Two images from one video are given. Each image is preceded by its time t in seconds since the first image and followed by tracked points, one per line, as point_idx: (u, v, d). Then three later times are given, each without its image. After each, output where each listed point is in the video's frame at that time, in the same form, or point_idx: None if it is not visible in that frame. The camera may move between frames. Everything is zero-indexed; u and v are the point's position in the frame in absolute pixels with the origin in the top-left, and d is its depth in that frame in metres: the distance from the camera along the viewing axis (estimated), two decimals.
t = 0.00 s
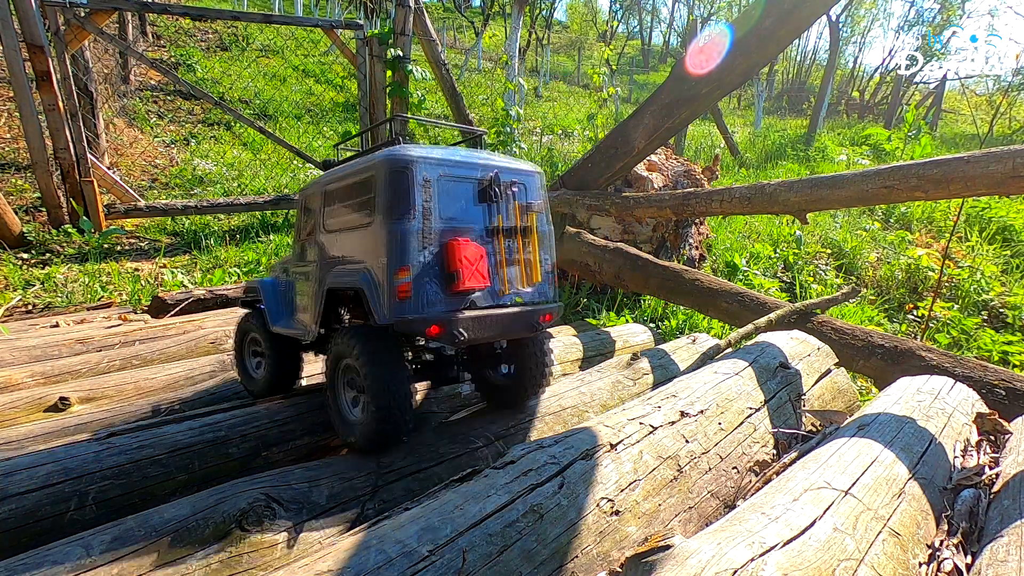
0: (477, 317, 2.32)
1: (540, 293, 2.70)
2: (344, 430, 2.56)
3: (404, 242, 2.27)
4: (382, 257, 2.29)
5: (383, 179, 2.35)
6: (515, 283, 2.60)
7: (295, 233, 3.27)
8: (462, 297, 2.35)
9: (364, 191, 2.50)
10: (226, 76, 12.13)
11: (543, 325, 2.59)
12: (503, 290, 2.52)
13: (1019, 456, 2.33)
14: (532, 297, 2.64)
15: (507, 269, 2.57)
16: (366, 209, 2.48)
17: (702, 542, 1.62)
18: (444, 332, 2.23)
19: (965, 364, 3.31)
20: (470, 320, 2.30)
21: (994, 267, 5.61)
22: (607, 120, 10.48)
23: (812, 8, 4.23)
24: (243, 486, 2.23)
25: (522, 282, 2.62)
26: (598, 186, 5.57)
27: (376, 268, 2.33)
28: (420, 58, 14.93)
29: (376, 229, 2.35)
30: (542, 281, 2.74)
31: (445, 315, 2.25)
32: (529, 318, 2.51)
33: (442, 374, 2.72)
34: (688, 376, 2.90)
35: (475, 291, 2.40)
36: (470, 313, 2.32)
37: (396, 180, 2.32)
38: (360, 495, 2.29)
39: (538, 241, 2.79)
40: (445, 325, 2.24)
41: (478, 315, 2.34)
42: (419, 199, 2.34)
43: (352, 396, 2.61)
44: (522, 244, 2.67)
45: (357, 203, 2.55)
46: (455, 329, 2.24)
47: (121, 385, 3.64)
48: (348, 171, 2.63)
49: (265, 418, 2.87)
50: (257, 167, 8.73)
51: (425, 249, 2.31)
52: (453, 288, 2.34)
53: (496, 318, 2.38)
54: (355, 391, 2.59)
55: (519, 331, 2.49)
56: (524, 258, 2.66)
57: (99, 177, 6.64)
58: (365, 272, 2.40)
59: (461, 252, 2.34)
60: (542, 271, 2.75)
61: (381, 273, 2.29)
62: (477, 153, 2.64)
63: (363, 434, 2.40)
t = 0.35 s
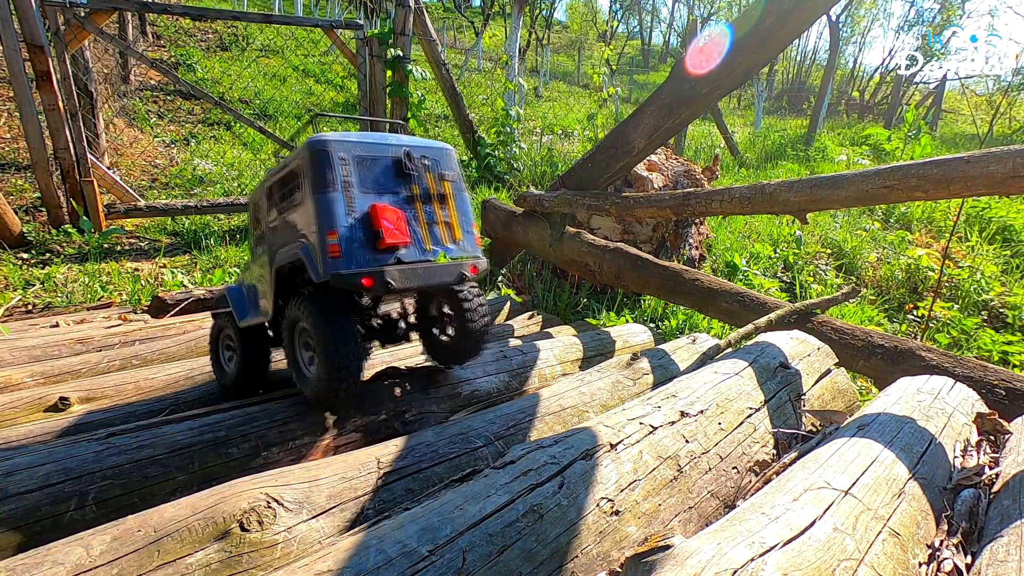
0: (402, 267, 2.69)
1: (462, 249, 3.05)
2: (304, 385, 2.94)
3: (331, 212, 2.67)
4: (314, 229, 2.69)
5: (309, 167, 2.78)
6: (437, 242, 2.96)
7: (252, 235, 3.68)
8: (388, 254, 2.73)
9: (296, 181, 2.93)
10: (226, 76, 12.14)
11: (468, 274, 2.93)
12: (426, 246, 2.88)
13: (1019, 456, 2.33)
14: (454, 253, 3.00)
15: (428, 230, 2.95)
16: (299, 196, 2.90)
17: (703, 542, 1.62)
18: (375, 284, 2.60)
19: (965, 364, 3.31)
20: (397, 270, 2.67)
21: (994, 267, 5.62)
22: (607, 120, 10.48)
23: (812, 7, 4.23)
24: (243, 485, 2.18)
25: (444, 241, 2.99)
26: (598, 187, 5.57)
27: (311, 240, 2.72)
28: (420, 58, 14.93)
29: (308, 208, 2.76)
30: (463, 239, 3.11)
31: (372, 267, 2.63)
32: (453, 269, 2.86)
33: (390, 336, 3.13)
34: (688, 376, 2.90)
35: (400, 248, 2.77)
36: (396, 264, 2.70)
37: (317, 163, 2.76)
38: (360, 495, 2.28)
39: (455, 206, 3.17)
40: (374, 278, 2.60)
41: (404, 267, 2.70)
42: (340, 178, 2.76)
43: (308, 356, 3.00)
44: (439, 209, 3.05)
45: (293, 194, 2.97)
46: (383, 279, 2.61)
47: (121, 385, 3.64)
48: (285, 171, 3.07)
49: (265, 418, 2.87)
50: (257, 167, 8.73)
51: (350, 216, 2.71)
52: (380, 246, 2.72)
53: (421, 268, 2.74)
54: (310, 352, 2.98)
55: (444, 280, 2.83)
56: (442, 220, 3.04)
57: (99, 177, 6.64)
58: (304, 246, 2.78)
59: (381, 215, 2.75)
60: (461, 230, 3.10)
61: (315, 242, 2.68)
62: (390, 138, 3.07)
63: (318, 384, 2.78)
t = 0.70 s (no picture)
0: (407, 279, 2.76)
1: (466, 264, 3.10)
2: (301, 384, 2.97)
3: (345, 218, 2.69)
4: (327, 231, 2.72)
5: (327, 169, 2.78)
6: (444, 256, 3.00)
7: (262, 225, 3.74)
8: (396, 264, 2.77)
9: (312, 180, 2.94)
10: (226, 76, 12.16)
11: (468, 290, 3.01)
12: (432, 259, 2.94)
13: (1019, 455, 2.33)
14: (459, 268, 3.05)
15: (436, 243, 2.98)
16: (314, 195, 2.92)
17: (702, 542, 1.62)
18: (380, 292, 2.67)
19: (965, 364, 3.31)
20: (402, 281, 2.73)
21: (994, 267, 5.62)
22: (607, 120, 10.49)
23: (812, 8, 4.23)
24: (243, 485, 2.18)
25: (450, 256, 3.03)
26: (598, 187, 5.58)
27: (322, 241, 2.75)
28: (420, 58, 14.93)
29: (323, 209, 2.78)
30: (469, 254, 3.14)
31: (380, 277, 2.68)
32: (455, 283, 2.93)
33: (385, 340, 3.10)
34: (688, 376, 2.90)
35: (407, 259, 2.82)
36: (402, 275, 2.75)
37: (337, 169, 2.75)
38: (360, 495, 2.28)
39: (464, 221, 3.19)
40: (379, 285, 2.67)
41: (408, 278, 2.77)
42: (357, 185, 2.76)
43: (307, 355, 3.04)
44: (450, 224, 3.08)
45: (308, 191, 2.99)
46: (389, 288, 2.68)
47: (121, 385, 3.64)
48: (301, 166, 3.08)
49: (265, 419, 2.86)
50: (256, 167, 8.73)
51: (364, 224, 2.74)
52: (388, 256, 2.76)
53: (424, 281, 2.81)
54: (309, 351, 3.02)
55: (444, 294, 2.90)
56: (451, 235, 3.07)
57: (99, 176, 6.65)
58: (314, 245, 2.82)
59: (394, 227, 2.77)
60: (468, 245, 3.14)
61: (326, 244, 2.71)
62: (407, 149, 3.06)
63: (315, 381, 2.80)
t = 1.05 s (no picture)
0: (405, 278, 2.76)
1: (464, 264, 3.11)
2: (300, 383, 2.97)
3: (343, 217, 2.69)
4: (326, 230, 2.72)
5: (326, 169, 2.77)
6: (442, 256, 3.01)
7: (260, 225, 3.74)
8: (394, 263, 2.78)
9: (311, 179, 2.94)
10: (226, 76, 12.18)
11: (466, 290, 3.01)
12: (430, 259, 2.94)
13: (1019, 455, 2.33)
14: (456, 268, 3.05)
15: (433, 242, 2.99)
16: (313, 194, 2.91)
17: (702, 542, 1.62)
18: (379, 291, 2.67)
19: (965, 364, 3.31)
20: (400, 280, 2.73)
21: (994, 267, 5.62)
22: (607, 120, 10.49)
23: (812, 8, 4.23)
24: (243, 485, 2.18)
25: (448, 257, 3.03)
26: (598, 187, 5.58)
27: (321, 240, 2.76)
28: (420, 58, 14.94)
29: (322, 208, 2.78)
30: (466, 255, 3.15)
31: (379, 276, 2.68)
32: (453, 283, 2.93)
33: (383, 339, 3.11)
34: (688, 376, 2.90)
35: (405, 259, 2.82)
36: (400, 275, 2.76)
37: (335, 169, 2.74)
38: (360, 495, 2.28)
39: (462, 221, 3.19)
40: (378, 284, 2.67)
41: (406, 278, 2.77)
42: (356, 185, 2.76)
43: (305, 355, 3.04)
44: (447, 225, 3.07)
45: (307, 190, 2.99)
46: (387, 287, 2.68)
47: (121, 385, 3.63)
48: (299, 165, 3.07)
49: (265, 419, 2.85)
50: (256, 167, 8.73)
51: (362, 224, 2.74)
52: (387, 256, 2.76)
53: (422, 280, 2.81)
54: (308, 351, 3.03)
55: (443, 293, 2.90)
56: (449, 235, 3.07)
57: (99, 177, 6.65)
58: (313, 244, 2.82)
59: (392, 226, 2.77)
60: (465, 246, 3.14)
61: (326, 243, 2.71)
62: (405, 150, 3.05)
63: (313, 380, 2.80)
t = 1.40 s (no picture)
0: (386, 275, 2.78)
1: (445, 262, 3.11)
2: (285, 374, 3.12)
3: (325, 216, 2.72)
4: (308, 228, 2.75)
5: (310, 170, 2.80)
6: (423, 255, 3.01)
7: (254, 224, 3.81)
8: (375, 260, 2.80)
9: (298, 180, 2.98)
10: (226, 76, 12.19)
11: (447, 288, 3.02)
12: (411, 257, 2.95)
13: (1020, 455, 2.33)
14: (437, 267, 3.06)
15: (414, 241, 3.00)
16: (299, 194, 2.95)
17: (702, 542, 1.62)
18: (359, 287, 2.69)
19: (965, 364, 3.31)
20: (381, 277, 2.75)
21: (994, 267, 5.62)
22: (607, 120, 10.49)
23: (811, 8, 4.23)
24: (243, 485, 2.18)
25: (429, 255, 3.04)
26: (598, 187, 5.59)
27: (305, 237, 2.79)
28: (421, 58, 14.95)
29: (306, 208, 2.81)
30: (447, 254, 3.15)
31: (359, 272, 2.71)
32: (433, 280, 2.94)
33: (368, 333, 3.22)
34: (688, 376, 2.90)
35: (386, 256, 2.84)
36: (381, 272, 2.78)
37: (319, 170, 2.77)
38: (360, 495, 2.28)
39: (445, 222, 3.20)
40: (358, 280, 2.70)
41: (386, 274, 2.79)
42: (339, 185, 2.78)
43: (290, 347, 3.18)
44: (429, 225, 3.09)
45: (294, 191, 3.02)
46: (367, 283, 2.71)
47: (121, 385, 3.63)
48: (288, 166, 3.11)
49: (265, 419, 2.84)
50: (256, 167, 8.74)
51: (345, 223, 2.76)
52: (368, 253, 2.79)
53: (402, 278, 2.83)
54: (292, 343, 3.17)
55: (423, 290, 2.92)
56: (430, 235, 3.07)
57: (99, 177, 6.64)
58: (297, 242, 2.86)
59: (373, 225, 2.79)
60: (447, 245, 3.15)
61: (308, 241, 2.74)
62: (389, 152, 3.08)
63: (298, 375, 2.99)
